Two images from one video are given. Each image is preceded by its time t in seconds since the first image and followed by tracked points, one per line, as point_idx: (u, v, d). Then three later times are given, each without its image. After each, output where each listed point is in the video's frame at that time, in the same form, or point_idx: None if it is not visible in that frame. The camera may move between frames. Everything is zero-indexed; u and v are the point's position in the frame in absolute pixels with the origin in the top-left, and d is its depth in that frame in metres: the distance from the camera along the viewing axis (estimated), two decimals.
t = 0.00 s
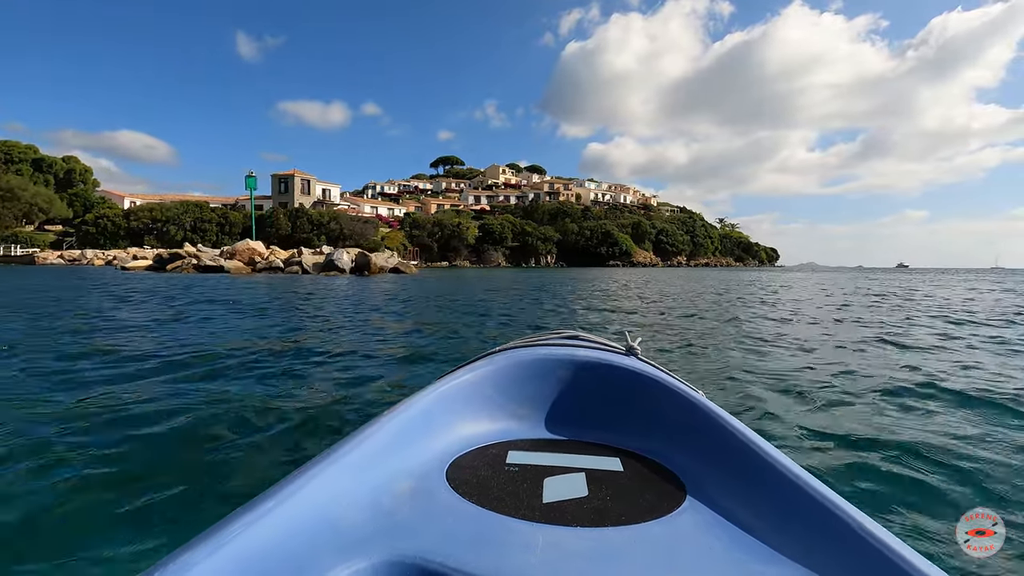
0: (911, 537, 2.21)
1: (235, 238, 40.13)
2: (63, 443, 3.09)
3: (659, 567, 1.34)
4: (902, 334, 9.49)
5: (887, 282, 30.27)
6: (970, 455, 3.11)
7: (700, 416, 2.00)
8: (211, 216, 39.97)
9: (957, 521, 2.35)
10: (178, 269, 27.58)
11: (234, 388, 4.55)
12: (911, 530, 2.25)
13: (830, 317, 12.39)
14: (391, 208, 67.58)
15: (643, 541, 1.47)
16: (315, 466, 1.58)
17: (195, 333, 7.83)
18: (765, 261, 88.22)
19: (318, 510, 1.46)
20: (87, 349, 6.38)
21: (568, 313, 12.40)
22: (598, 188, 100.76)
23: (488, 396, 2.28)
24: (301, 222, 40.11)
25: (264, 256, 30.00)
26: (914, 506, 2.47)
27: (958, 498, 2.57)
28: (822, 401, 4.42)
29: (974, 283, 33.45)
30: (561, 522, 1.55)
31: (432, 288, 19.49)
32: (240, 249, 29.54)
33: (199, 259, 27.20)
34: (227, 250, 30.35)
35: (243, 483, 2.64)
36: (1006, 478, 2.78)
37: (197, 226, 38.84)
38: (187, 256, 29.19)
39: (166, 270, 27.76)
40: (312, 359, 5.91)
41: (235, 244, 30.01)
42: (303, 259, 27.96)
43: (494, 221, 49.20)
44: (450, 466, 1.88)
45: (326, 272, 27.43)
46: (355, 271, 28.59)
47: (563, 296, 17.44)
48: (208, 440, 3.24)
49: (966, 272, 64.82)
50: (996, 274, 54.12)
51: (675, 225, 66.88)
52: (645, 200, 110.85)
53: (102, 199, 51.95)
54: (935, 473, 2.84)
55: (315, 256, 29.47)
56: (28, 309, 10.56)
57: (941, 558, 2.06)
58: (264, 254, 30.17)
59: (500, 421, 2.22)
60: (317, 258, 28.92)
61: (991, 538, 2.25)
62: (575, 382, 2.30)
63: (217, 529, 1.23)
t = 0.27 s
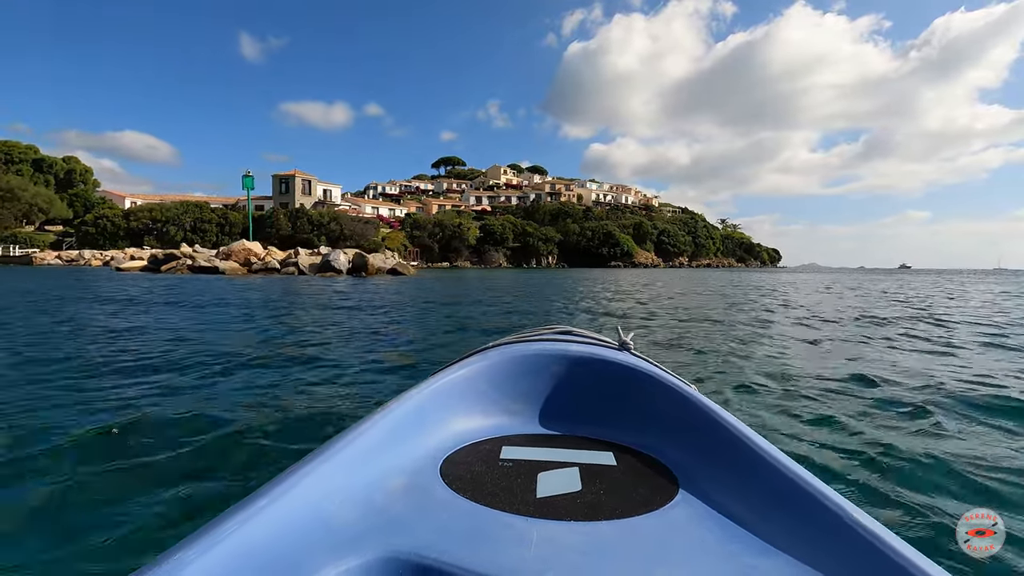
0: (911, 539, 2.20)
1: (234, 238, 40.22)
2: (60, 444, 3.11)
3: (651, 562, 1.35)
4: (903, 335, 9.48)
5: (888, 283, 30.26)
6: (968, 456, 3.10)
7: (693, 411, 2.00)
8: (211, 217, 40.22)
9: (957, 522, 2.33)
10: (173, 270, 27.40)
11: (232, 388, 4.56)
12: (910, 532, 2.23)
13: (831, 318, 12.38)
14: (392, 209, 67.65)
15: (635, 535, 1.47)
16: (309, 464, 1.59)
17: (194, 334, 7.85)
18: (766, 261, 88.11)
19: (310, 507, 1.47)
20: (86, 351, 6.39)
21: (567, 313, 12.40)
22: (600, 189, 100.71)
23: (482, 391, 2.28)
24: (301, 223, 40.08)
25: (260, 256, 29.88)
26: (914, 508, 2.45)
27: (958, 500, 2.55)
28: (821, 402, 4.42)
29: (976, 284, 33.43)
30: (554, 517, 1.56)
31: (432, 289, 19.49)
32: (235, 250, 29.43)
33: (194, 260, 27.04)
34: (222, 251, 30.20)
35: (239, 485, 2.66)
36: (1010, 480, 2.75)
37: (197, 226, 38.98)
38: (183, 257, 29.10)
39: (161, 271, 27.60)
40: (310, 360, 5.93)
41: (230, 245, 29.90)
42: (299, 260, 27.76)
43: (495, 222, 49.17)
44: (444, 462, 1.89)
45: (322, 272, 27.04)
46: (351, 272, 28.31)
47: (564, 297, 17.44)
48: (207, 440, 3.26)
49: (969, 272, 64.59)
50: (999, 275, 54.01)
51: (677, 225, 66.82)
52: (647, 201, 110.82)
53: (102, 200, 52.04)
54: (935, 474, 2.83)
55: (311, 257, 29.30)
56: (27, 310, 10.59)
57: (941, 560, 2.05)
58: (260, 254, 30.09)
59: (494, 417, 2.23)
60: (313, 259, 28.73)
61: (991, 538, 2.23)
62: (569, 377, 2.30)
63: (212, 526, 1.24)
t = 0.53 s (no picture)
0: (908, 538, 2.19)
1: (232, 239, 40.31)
2: (57, 445, 3.10)
3: (647, 565, 1.34)
4: (902, 337, 9.46)
5: (887, 285, 30.29)
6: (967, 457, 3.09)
7: (688, 414, 1.99)
8: (209, 217, 40.29)
9: (958, 521, 2.32)
10: (166, 271, 27.17)
11: (229, 390, 4.54)
12: (910, 531, 2.22)
13: (830, 320, 12.37)
14: (391, 210, 67.66)
15: (631, 538, 1.46)
16: (303, 467, 1.58)
17: (191, 335, 7.83)
18: (766, 262, 88.10)
19: (305, 510, 1.46)
20: (82, 353, 6.37)
21: (566, 315, 12.39)
22: (600, 190, 100.69)
23: (476, 394, 2.27)
24: (300, 224, 39.99)
25: (254, 257, 29.66)
26: (914, 507, 2.45)
27: (959, 499, 2.54)
28: (819, 403, 4.41)
29: (975, 284, 33.44)
30: (550, 520, 1.55)
31: (431, 291, 19.48)
32: (228, 251, 29.19)
33: (188, 262, 26.80)
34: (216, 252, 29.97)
35: (235, 487, 2.65)
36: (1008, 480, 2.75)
37: (195, 227, 38.99)
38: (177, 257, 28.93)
39: (155, 272, 27.37)
40: (308, 362, 5.92)
41: (224, 245, 29.70)
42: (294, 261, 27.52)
43: (495, 223, 49.15)
44: (439, 465, 1.88)
45: (316, 272, 26.62)
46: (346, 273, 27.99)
47: (562, 299, 17.43)
48: (204, 442, 3.25)
49: (969, 273, 64.52)
50: (999, 276, 54.00)
51: (677, 226, 66.80)
52: (646, 202, 110.83)
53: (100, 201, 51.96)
54: (934, 474, 2.82)
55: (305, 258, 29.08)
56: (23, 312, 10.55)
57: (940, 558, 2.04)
58: (254, 255, 29.88)
59: (489, 420, 2.22)
60: (307, 261, 28.49)
61: (991, 538, 2.22)
62: (565, 380, 2.29)
63: (204, 530, 1.23)
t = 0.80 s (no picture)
0: (906, 536, 2.22)
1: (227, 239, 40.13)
2: (53, 446, 3.10)
3: (641, 561, 1.35)
4: (898, 337, 9.50)
5: (882, 284, 30.48)
6: (966, 457, 3.12)
7: (681, 410, 2.00)
8: (204, 217, 40.14)
9: (958, 520, 2.36)
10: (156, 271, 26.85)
11: (226, 391, 4.54)
12: (911, 529, 2.25)
13: (825, 320, 12.43)
14: (388, 210, 67.64)
15: (624, 534, 1.47)
16: (298, 466, 1.58)
17: (187, 336, 7.83)
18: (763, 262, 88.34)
19: (300, 509, 1.46)
20: (77, 354, 6.36)
21: (563, 315, 12.42)
22: (598, 190, 100.84)
23: (471, 392, 2.28)
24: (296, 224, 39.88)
25: (245, 258, 29.40)
26: (915, 506, 2.47)
27: (959, 499, 2.57)
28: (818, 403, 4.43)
29: (971, 284, 33.58)
30: (544, 517, 1.56)
31: (428, 291, 19.48)
32: (219, 252, 28.88)
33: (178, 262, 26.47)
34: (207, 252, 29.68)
35: (233, 487, 2.67)
36: (1007, 480, 2.78)
37: (190, 227, 38.85)
38: (167, 257, 28.54)
39: (145, 272, 27.06)
40: (305, 362, 5.93)
41: (215, 246, 29.39)
42: (285, 262, 27.24)
43: (492, 223, 49.18)
44: (434, 463, 1.89)
45: (309, 273, 26.33)
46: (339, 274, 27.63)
47: (559, 299, 17.46)
48: (201, 442, 3.26)
49: (965, 273, 64.79)
50: (993, 276, 54.35)
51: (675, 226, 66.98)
52: (644, 202, 111.00)
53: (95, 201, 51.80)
54: (934, 473, 2.84)
55: (297, 258, 28.81)
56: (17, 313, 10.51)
57: (938, 559, 2.06)
58: (246, 255, 29.62)
59: (484, 417, 2.23)
60: (300, 261, 28.24)
61: (991, 539, 2.26)
62: (558, 378, 2.30)
63: (199, 531, 1.23)
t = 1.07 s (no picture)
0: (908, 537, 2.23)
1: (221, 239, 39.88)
2: (50, 444, 3.09)
3: (644, 556, 1.35)
4: (894, 337, 9.54)
5: (876, 283, 30.66)
6: (965, 458, 3.12)
7: (684, 405, 2.01)
8: (198, 217, 39.86)
9: (958, 521, 2.36)
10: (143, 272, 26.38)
11: (224, 390, 4.52)
12: (911, 530, 2.25)
13: (821, 319, 12.47)
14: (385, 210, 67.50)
15: (628, 530, 1.48)
16: (301, 462, 1.58)
17: (183, 335, 7.79)
18: (759, 262, 88.62)
19: (303, 506, 1.46)
20: (73, 353, 6.32)
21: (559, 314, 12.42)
22: (595, 190, 100.90)
23: (474, 388, 2.28)
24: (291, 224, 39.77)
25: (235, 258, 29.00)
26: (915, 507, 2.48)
27: (958, 499, 2.57)
28: (819, 403, 4.45)
29: (965, 283, 33.75)
30: (548, 512, 1.56)
31: (424, 291, 19.47)
32: (208, 252, 28.43)
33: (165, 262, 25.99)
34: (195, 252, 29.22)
35: (232, 479, 2.66)
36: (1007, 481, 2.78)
37: (183, 227, 38.66)
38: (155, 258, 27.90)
39: (132, 272, 26.62)
40: (303, 361, 5.92)
41: (204, 245, 28.93)
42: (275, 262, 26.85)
43: (489, 223, 49.16)
44: (437, 459, 1.89)
45: (300, 273, 25.86)
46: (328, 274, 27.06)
47: (556, 299, 17.47)
48: (200, 438, 3.25)
49: (960, 273, 65.08)
50: (987, 276, 54.67)
51: (671, 226, 67.09)
52: (640, 202, 111.15)
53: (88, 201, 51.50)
54: (934, 474, 2.85)
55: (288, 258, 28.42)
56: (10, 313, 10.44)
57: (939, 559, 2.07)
58: (235, 255, 29.18)
59: (487, 413, 2.23)
60: (290, 261, 27.84)
61: (990, 538, 2.26)
62: (561, 373, 2.31)
63: (202, 528, 1.23)
